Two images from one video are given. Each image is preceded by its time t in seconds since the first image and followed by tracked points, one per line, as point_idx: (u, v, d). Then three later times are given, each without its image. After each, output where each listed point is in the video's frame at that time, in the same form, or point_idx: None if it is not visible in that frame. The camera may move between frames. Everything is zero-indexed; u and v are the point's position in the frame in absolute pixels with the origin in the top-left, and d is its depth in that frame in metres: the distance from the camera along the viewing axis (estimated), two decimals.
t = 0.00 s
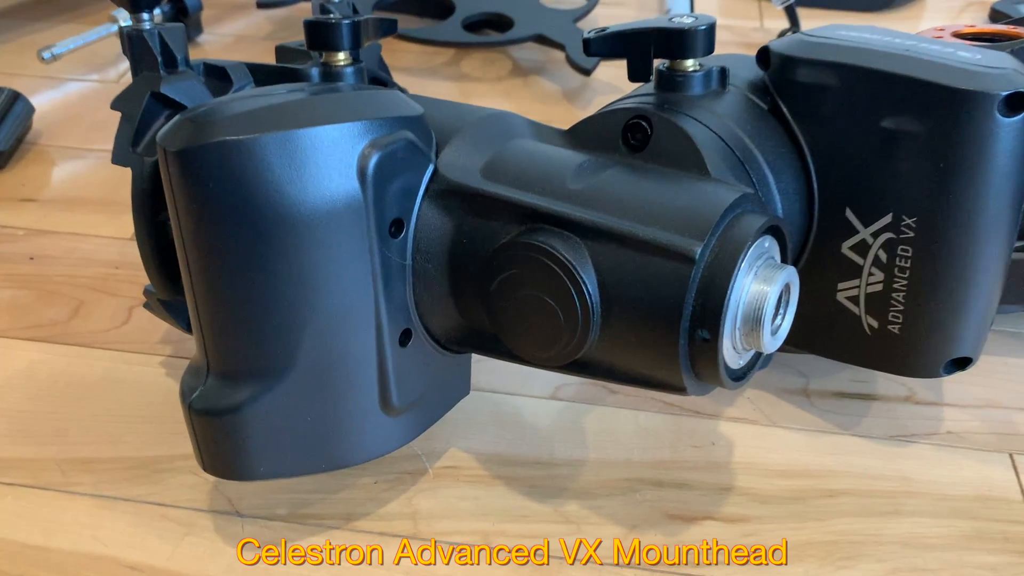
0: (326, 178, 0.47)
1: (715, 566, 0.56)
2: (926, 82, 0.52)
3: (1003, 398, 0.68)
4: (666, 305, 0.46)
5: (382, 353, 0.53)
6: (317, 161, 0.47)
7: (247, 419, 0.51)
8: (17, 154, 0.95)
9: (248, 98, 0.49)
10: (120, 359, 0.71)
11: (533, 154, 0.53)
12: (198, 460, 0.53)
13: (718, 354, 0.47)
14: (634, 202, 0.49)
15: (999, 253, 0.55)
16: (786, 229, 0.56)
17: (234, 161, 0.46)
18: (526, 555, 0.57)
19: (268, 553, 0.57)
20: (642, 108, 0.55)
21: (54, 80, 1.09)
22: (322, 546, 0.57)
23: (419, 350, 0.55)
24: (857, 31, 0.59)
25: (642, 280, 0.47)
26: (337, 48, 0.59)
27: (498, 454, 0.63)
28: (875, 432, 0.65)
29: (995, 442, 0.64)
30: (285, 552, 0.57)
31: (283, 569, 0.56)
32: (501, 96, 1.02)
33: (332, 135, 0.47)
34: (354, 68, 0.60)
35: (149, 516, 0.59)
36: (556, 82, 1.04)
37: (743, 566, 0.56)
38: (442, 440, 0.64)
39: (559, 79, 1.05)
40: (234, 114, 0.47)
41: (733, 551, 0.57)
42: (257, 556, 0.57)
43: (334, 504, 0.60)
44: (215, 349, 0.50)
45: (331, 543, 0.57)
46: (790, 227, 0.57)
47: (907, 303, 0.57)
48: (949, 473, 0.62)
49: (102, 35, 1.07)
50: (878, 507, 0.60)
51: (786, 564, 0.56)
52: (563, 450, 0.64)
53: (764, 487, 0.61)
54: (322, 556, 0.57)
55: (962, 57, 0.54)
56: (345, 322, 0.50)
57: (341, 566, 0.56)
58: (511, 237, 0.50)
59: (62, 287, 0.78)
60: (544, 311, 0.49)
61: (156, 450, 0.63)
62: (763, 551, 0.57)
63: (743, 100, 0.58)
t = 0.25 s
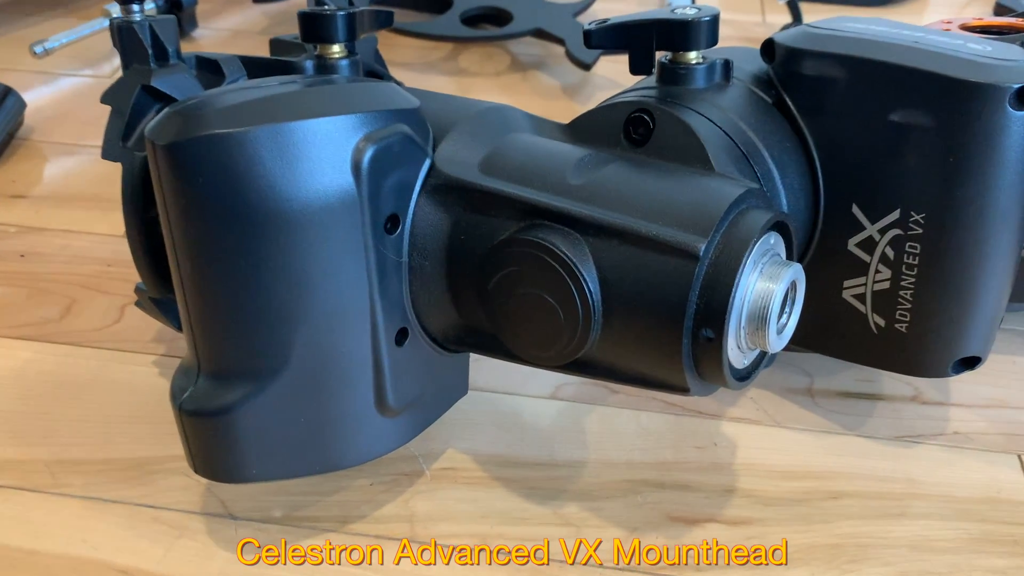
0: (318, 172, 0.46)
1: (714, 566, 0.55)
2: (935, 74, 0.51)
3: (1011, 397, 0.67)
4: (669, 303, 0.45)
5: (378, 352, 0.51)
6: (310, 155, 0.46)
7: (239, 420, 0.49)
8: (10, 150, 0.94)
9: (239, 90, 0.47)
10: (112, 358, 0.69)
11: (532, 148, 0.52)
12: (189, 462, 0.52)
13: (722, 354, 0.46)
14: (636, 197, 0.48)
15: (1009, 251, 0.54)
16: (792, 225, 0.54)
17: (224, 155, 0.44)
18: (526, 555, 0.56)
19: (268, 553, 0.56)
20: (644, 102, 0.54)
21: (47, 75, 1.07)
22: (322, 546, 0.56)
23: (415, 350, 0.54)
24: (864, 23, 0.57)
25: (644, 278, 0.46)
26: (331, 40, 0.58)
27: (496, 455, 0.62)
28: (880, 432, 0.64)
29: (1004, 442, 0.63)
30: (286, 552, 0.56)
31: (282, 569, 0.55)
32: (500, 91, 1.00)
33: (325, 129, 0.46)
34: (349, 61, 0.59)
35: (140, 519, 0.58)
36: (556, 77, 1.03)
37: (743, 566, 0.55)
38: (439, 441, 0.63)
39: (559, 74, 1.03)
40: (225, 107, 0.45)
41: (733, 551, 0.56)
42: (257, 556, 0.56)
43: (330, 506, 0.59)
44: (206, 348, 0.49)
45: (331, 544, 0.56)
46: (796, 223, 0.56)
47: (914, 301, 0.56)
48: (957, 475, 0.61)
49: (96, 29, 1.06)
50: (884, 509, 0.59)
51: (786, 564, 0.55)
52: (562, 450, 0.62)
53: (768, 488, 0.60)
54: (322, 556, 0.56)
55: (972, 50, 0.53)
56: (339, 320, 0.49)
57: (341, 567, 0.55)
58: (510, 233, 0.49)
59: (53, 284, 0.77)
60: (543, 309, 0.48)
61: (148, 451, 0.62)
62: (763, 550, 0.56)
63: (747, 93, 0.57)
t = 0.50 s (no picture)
0: (309, 170, 0.45)
1: (714, 566, 0.55)
2: (937, 69, 0.50)
3: (1012, 397, 0.66)
4: (667, 303, 0.44)
5: (370, 352, 0.51)
6: (300, 151, 0.45)
7: (229, 422, 0.49)
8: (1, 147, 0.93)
9: (229, 86, 0.47)
10: (102, 357, 0.69)
11: (528, 144, 0.51)
12: (179, 463, 0.51)
13: (721, 355, 0.45)
14: (633, 195, 0.47)
15: (1012, 249, 0.53)
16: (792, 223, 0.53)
17: (212, 152, 0.44)
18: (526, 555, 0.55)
19: (268, 553, 0.55)
20: (642, 98, 0.53)
21: (39, 71, 1.06)
22: (322, 546, 0.56)
23: (409, 350, 0.53)
24: (865, 17, 0.56)
25: (642, 277, 0.45)
26: (323, 35, 0.57)
27: (492, 456, 0.61)
28: (881, 433, 0.63)
29: (1005, 443, 0.62)
30: (286, 552, 0.55)
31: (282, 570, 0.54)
32: (497, 87, 0.99)
33: (315, 125, 0.45)
34: (342, 56, 0.58)
35: (130, 521, 0.57)
36: (553, 73, 1.02)
37: (743, 566, 0.55)
38: (434, 442, 0.62)
39: (556, 70, 1.02)
40: (213, 103, 0.45)
41: (732, 551, 0.55)
42: (256, 557, 0.55)
43: (323, 508, 0.58)
44: (196, 349, 0.48)
45: (331, 544, 0.56)
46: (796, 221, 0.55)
47: (915, 300, 0.55)
48: (958, 476, 0.60)
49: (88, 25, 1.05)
50: (884, 511, 0.58)
51: (786, 564, 0.55)
52: (559, 451, 0.62)
53: (768, 490, 0.59)
54: (322, 556, 0.55)
55: (975, 45, 0.52)
56: (331, 320, 0.48)
57: (340, 567, 0.54)
58: (505, 232, 0.48)
59: (43, 282, 0.76)
60: (539, 309, 0.47)
61: (139, 452, 0.61)
62: (763, 551, 0.55)
63: (746, 89, 0.56)
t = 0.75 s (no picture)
0: (298, 168, 0.45)
1: (714, 566, 0.54)
2: (936, 65, 0.49)
3: (1012, 397, 0.66)
4: (662, 304, 0.44)
5: (361, 353, 0.50)
6: (289, 149, 0.44)
7: (217, 423, 0.48)
8: None
9: (217, 82, 0.46)
10: (92, 357, 0.68)
11: (522, 142, 0.50)
12: (168, 466, 0.50)
13: (716, 356, 0.44)
14: (628, 193, 0.46)
15: (1012, 248, 0.53)
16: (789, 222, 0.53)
17: (198, 150, 0.43)
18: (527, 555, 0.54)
19: (268, 553, 0.55)
20: (637, 95, 0.52)
21: (31, 67, 1.05)
22: (322, 546, 0.55)
23: (401, 351, 0.53)
24: (863, 13, 0.56)
25: (637, 277, 0.44)
26: (315, 31, 0.56)
27: (486, 457, 0.60)
28: (879, 433, 0.63)
29: (1004, 443, 0.62)
30: (286, 552, 0.55)
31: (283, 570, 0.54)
32: (492, 83, 0.99)
33: (304, 122, 0.44)
34: (334, 52, 0.58)
35: (119, 523, 0.56)
36: (549, 70, 1.01)
37: (743, 566, 0.54)
38: (427, 442, 0.61)
39: (553, 66, 1.02)
40: (200, 99, 0.44)
41: (732, 551, 0.55)
42: (256, 556, 0.54)
43: (315, 510, 0.57)
44: (184, 349, 0.48)
45: (331, 544, 0.55)
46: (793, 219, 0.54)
47: (914, 300, 0.54)
48: (957, 476, 0.59)
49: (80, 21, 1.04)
50: (882, 512, 0.57)
51: (786, 564, 0.54)
52: (554, 452, 0.61)
53: (764, 491, 0.59)
54: (322, 556, 0.54)
55: (975, 41, 0.51)
56: (321, 320, 0.48)
57: (340, 567, 0.54)
58: (497, 230, 0.48)
59: (33, 281, 0.75)
60: (533, 309, 0.47)
61: (128, 453, 0.60)
62: (763, 550, 0.55)
63: (743, 86, 0.55)
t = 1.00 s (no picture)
0: (282, 167, 0.44)
1: (714, 566, 0.54)
2: (931, 63, 0.49)
3: (1008, 398, 0.65)
4: (653, 305, 0.43)
5: (348, 355, 0.49)
6: (273, 147, 0.43)
7: (202, 426, 0.47)
8: None
9: (200, 79, 0.45)
10: (79, 357, 0.67)
11: (511, 140, 0.50)
12: (152, 469, 0.50)
13: (708, 358, 0.43)
14: (618, 193, 0.45)
15: (1008, 248, 0.52)
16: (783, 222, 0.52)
17: (180, 148, 0.42)
18: (527, 555, 0.54)
19: (268, 553, 0.54)
20: (629, 92, 0.52)
21: (21, 64, 1.05)
22: (322, 546, 0.55)
23: (390, 352, 0.52)
24: (859, 10, 0.55)
25: (627, 278, 0.44)
26: (303, 27, 0.56)
27: (477, 459, 0.60)
28: (874, 434, 0.62)
29: (1000, 444, 0.61)
30: (286, 552, 0.54)
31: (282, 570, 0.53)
32: (486, 79, 0.98)
33: (288, 120, 0.44)
34: (322, 49, 0.57)
35: (104, 527, 0.56)
36: (543, 66, 1.00)
37: (743, 566, 0.54)
38: (417, 444, 0.61)
39: (547, 63, 1.01)
40: (182, 96, 0.43)
41: (732, 551, 0.54)
42: (256, 557, 0.54)
43: (303, 513, 0.56)
44: (167, 351, 0.47)
45: (331, 544, 0.55)
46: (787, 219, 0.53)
47: (909, 300, 0.54)
48: (952, 478, 0.59)
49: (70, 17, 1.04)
50: (877, 515, 0.57)
51: (786, 564, 0.54)
52: (545, 454, 0.60)
53: (758, 493, 0.58)
54: (322, 556, 0.54)
55: (970, 38, 0.50)
56: (306, 321, 0.47)
57: (340, 568, 0.53)
58: (486, 230, 0.47)
59: (21, 280, 0.74)
60: (521, 310, 0.46)
61: (115, 455, 0.60)
62: (763, 550, 0.54)
63: (737, 83, 0.54)
